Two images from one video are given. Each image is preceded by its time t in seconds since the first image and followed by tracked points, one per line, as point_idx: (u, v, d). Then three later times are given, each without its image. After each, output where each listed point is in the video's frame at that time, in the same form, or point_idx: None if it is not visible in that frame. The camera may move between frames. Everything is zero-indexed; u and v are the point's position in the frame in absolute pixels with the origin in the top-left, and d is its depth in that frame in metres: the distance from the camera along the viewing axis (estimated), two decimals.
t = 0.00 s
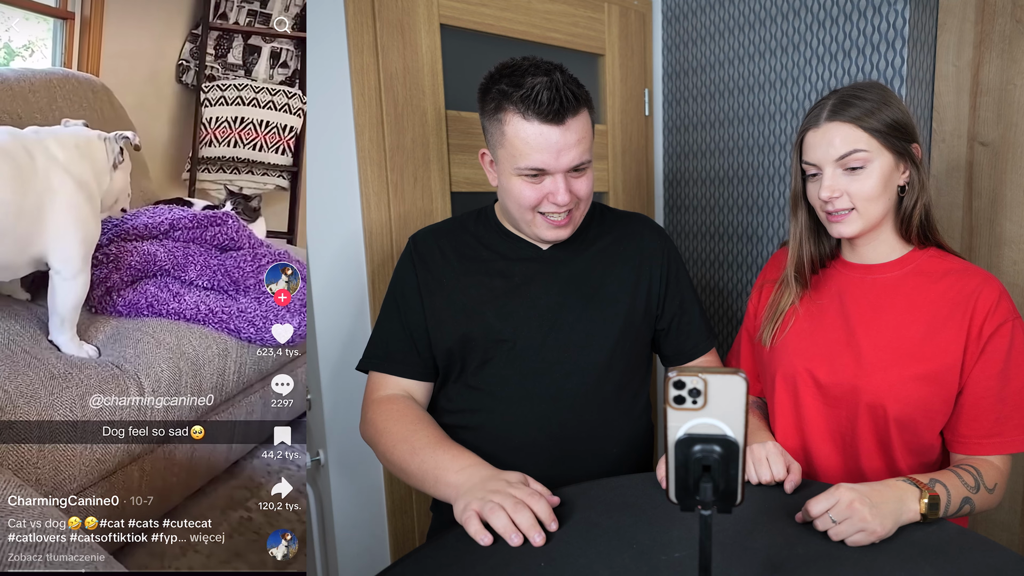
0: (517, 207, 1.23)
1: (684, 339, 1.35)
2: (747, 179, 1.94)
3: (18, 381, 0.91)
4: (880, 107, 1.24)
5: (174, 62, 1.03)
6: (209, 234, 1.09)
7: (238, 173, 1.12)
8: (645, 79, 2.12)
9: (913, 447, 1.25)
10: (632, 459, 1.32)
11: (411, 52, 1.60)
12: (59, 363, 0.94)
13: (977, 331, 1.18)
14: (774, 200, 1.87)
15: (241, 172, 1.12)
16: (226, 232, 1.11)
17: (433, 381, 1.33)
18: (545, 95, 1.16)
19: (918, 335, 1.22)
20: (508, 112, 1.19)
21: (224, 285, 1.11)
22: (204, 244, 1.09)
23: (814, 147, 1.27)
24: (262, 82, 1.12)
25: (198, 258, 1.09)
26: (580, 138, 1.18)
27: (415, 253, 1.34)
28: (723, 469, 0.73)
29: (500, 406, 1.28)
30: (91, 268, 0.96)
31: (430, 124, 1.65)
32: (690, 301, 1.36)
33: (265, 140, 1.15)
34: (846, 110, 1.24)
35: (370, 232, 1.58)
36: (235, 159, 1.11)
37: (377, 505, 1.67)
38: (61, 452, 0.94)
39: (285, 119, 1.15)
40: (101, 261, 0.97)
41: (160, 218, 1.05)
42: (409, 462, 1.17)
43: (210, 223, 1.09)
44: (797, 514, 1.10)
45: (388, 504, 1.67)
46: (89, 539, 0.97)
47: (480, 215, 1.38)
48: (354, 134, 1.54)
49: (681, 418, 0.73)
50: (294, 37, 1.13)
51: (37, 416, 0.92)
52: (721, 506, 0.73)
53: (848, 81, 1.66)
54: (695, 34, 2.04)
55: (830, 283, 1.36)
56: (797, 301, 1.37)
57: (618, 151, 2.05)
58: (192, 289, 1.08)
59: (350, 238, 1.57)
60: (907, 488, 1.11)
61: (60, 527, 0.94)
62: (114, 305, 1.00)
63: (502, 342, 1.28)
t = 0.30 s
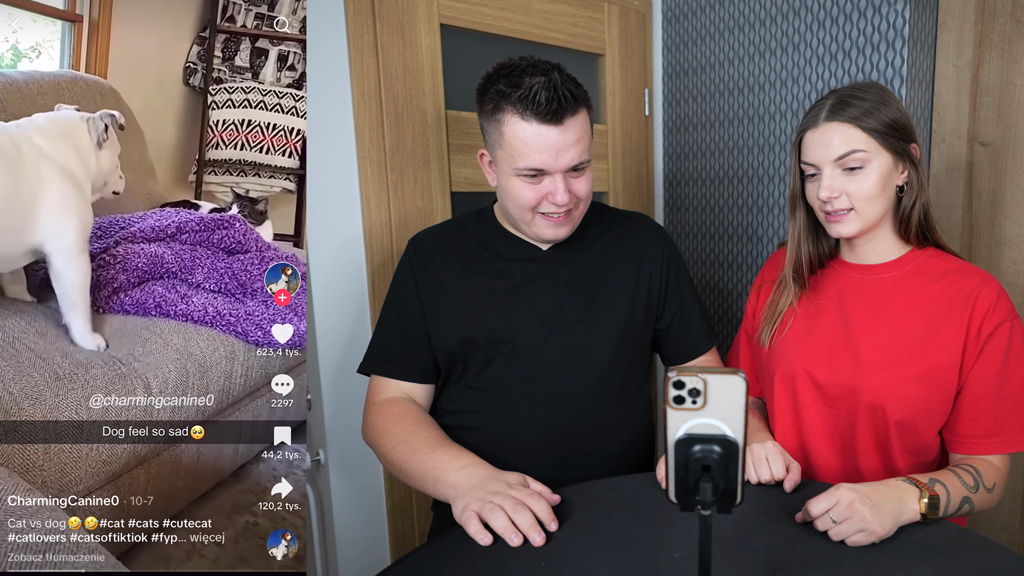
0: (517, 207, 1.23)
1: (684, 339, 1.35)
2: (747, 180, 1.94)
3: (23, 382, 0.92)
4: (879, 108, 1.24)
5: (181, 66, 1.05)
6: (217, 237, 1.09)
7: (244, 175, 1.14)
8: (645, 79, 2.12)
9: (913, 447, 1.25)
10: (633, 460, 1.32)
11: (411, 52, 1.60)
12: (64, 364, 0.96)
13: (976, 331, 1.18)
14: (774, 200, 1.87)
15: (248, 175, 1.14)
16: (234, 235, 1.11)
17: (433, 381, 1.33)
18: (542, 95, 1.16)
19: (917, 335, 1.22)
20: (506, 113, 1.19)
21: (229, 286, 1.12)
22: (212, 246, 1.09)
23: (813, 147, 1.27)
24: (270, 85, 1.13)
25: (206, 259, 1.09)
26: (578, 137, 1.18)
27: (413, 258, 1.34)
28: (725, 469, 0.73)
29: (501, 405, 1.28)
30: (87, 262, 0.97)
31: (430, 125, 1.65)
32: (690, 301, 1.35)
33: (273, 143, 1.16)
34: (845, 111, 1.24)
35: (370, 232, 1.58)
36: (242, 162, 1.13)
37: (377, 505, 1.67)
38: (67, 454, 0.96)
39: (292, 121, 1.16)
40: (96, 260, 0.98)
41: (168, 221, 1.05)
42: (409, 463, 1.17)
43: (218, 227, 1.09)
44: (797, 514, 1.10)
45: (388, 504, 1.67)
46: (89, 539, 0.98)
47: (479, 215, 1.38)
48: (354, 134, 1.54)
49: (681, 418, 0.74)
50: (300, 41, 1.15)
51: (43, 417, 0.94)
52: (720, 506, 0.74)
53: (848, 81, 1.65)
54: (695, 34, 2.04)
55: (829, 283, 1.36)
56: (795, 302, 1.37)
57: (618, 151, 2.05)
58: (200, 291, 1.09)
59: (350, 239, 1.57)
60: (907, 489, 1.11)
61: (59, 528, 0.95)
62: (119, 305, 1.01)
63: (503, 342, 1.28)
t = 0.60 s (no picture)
0: (517, 207, 1.23)
1: (684, 338, 1.35)
2: (746, 179, 1.94)
3: (29, 385, 0.95)
4: (879, 107, 1.24)
5: (192, 70, 1.05)
6: (225, 242, 1.11)
7: (253, 180, 1.13)
8: (645, 80, 2.12)
9: (911, 446, 1.25)
10: (634, 460, 1.32)
11: (411, 52, 1.60)
12: (71, 366, 0.98)
13: (974, 329, 1.18)
14: (774, 199, 1.87)
15: (256, 180, 1.14)
16: (243, 240, 1.13)
17: (433, 381, 1.33)
18: (541, 96, 1.16)
19: (914, 334, 1.22)
20: (505, 114, 1.19)
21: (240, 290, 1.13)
22: (221, 250, 1.11)
23: (813, 145, 1.27)
24: (279, 90, 1.13)
25: (216, 264, 1.11)
26: (577, 137, 1.18)
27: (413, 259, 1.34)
28: (725, 471, 0.73)
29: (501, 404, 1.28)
30: (99, 269, 0.99)
31: (431, 125, 1.65)
32: (690, 300, 1.35)
33: (281, 148, 1.16)
34: (844, 109, 1.24)
35: (370, 233, 1.58)
36: (250, 166, 1.13)
37: (377, 504, 1.67)
38: (74, 456, 0.99)
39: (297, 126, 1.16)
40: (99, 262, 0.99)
41: (176, 225, 1.07)
42: (409, 462, 1.17)
43: (227, 231, 1.11)
44: (797, 513, 1.10)
45: (388, 504, 1.67)
46: (88, 539, 1.01)
47: (479, 216, 1.38)
48: (354, 134, 1.54)
49: (681, 418, 0.74)
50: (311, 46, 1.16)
51: (49, 418, 0.97)
52: (720, 507, 0.73)
53: (847, 81, 1.65)
54: (695, 34, 2.04)
55: (827, 280, 1.36)
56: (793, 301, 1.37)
57: (618, 151, 2.05)
58: (209, 295, 1.10)
59: (350, 241, 1.57)
60: (906, 488, 1.11)
61: (60, 528, 0.98)
62: (122, 304, 1.02)
63: (503, 342, 1.28)
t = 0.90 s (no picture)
0: (509, 198, 1.06)
1: (704, 351, 1.19)
2: (775, 167, 1.79)
3: (37, 389, 1.06)
4: (939, 71, 1.11)
5: (196, 75, 1.15)
6: (229, 247, 1.19)
7: (256, 184, 1.21)
8: (658, 49, 1.95)
9: (969, 477, 1.09)
10: (644, 494, 1.15)
11: (383, 17, 1.45)
12: (77, 371, 1.08)
13: None
14: (808, 188, 1.71)
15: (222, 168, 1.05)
16: (246, 245, 1.20)
17: (411, 402, 1.16)
18: (537, 68, 1.00)
19: (972, 345, 1.07)
20: (494, 90, 1.03)
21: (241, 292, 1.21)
22: (224, 258, 1.19)
23: (864, 110, 1.13)
24: (282, 95, 1.23)
25: (218, 271, 1.19)
26: (579, 117, 1.01)
27: (386, 258, 1.18)
28: (750, 505, 0.59)
29: (489, 425, 1.11)
30: (101, 278, 1.08)
31: (405, 99, 1.49)
32: (711, 306, 1.19)
33: (285, 152, 1.23)
34: (903, 70, 1.12)
35: (336, 228, 1.41)
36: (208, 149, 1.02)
37: (344, 551, 1.48)
38: (79, 462, 1.09)
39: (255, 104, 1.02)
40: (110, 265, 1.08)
41: (183, 232, 1.15)
42: (381, 496, 1.01)
43: (231, 237, 1.19)
44: (835, 557, 0.92)
45: (356, 547, 1.49)
46: (88, 538, 1.11)
47: (465, 209, 1.21)
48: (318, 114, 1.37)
49: (697, 444, 0.61)
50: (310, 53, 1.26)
51: (56, 420, 1.07)
52: (745, 548, 0.60)
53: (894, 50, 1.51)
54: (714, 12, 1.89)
55: (866, 284, 1.19)
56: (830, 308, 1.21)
57: (625, 131, 1.88)
58: (213, 301, 1.18)
59: (314, 236, 1.40)
60: (962, 527, 0.94)
61: (59, 527, 1.09)
62: (139, 309, 1.11)
63: (491, 355, 1.11)
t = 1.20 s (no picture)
0: (509, 199, 1.06)
1: (704, 352, 1.19)
2: (774, 167, 1.79)
3: (36, 393, 1.05)
4: (935, 66, 1.13)
5: (195, 78, 1.15)
6: (229, 249, 1.19)
7: (255, 187, 1.20)
8: (658, 49, 1.95)
9: (967, 479, 1.09)
10: (644, 495, 1.15)
11: (383, 17, 1.45)
12: (77, 374, 1.08)
13: None
14: (807, 188, 1.71)
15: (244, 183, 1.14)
16: (246, 247, 1.21)
17: (411, 401, 1.16)
18: (537, 69, 1.00)
19: (964, 345, 1.07)
20: (495, 90, 1.03)
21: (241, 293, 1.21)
22: (223, 260, 1.20)
23: (867, 98, 1.13)
24: (281, 97, 1.22)
25: (218, 272, 1.20)
26: (579, 118, 1.01)
27: (386, 258, 1.18)
28: (750, 505, 0.59)
29: (489, 426, 1.11)
30: (102, 282, 1.08)
31: (405, 100, 1.49)
32: (711, 306, 1.19)
33: (284, 155, 1.23)
34: (908, 60, 1.13)
35: (336, 228, 1.41)
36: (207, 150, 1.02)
37: (344, 551, 1.48)
38: (78, 464, 1.09)
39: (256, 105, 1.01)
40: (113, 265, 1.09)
41: (183, 234, 1.16)
42: (381, 496, 1.00)
43: (231, 238, 1.20)
44: (835, 555, 0.93)
45: (356, 547, 1.49)
46: (88, 538, 1.11)
47: (466, 208, 1.21)
48: (318, 113, 1.37)
49: (698, 444, 0.61)
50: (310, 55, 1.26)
51: (56, 421, 1.07)
52: (745, 548, 0.60)
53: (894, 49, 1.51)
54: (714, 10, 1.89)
55: (858, 287, 1.20)
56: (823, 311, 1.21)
57: (625, 132, 1.88)
58: (212, 303, 1.19)
59: (314, 235, 1.40)
60: (961, 527, 0.94)
61: (60, 527, 1.09)
62: (138, 310, 1.12)
63: (492, 355, 1.11)
